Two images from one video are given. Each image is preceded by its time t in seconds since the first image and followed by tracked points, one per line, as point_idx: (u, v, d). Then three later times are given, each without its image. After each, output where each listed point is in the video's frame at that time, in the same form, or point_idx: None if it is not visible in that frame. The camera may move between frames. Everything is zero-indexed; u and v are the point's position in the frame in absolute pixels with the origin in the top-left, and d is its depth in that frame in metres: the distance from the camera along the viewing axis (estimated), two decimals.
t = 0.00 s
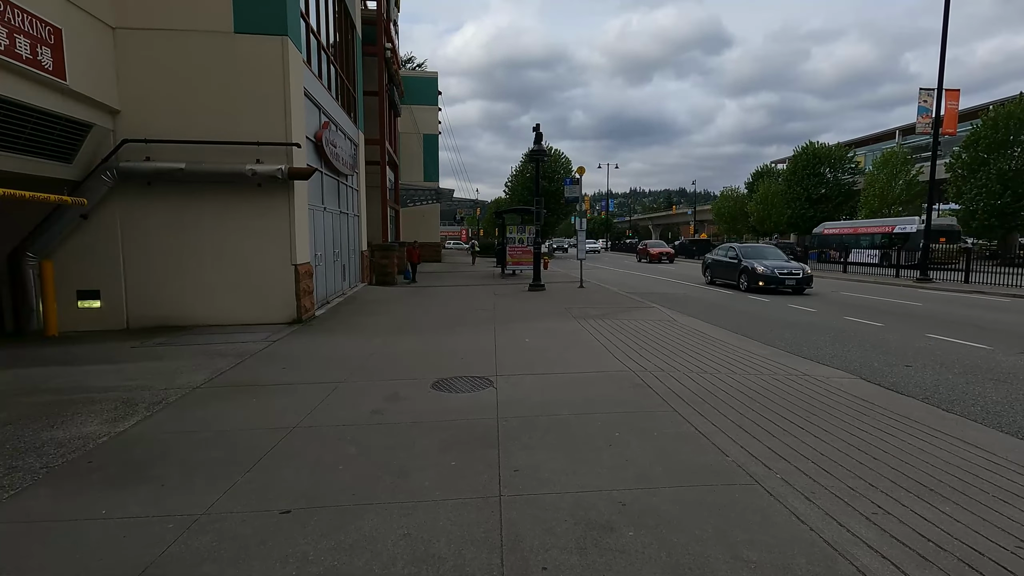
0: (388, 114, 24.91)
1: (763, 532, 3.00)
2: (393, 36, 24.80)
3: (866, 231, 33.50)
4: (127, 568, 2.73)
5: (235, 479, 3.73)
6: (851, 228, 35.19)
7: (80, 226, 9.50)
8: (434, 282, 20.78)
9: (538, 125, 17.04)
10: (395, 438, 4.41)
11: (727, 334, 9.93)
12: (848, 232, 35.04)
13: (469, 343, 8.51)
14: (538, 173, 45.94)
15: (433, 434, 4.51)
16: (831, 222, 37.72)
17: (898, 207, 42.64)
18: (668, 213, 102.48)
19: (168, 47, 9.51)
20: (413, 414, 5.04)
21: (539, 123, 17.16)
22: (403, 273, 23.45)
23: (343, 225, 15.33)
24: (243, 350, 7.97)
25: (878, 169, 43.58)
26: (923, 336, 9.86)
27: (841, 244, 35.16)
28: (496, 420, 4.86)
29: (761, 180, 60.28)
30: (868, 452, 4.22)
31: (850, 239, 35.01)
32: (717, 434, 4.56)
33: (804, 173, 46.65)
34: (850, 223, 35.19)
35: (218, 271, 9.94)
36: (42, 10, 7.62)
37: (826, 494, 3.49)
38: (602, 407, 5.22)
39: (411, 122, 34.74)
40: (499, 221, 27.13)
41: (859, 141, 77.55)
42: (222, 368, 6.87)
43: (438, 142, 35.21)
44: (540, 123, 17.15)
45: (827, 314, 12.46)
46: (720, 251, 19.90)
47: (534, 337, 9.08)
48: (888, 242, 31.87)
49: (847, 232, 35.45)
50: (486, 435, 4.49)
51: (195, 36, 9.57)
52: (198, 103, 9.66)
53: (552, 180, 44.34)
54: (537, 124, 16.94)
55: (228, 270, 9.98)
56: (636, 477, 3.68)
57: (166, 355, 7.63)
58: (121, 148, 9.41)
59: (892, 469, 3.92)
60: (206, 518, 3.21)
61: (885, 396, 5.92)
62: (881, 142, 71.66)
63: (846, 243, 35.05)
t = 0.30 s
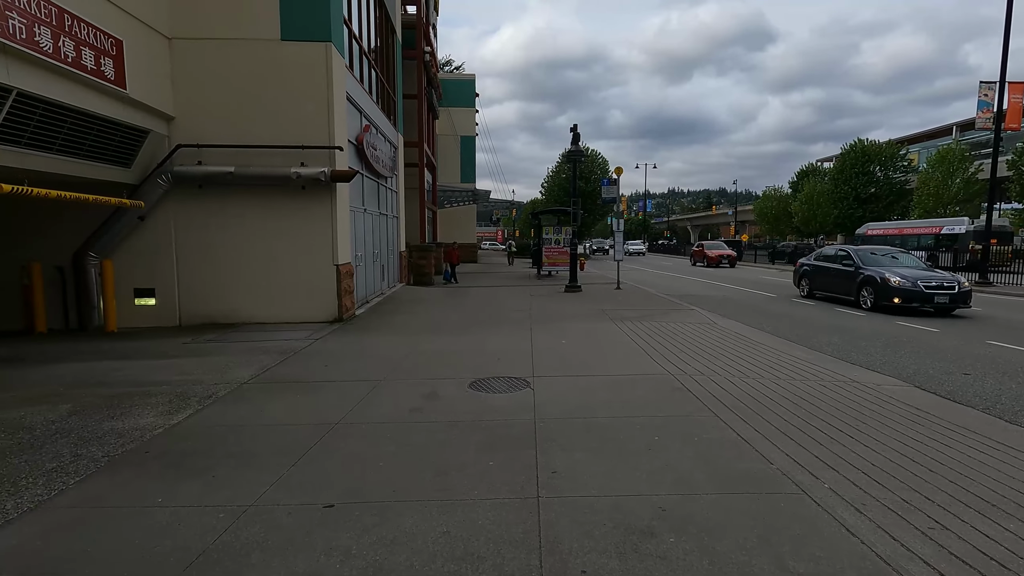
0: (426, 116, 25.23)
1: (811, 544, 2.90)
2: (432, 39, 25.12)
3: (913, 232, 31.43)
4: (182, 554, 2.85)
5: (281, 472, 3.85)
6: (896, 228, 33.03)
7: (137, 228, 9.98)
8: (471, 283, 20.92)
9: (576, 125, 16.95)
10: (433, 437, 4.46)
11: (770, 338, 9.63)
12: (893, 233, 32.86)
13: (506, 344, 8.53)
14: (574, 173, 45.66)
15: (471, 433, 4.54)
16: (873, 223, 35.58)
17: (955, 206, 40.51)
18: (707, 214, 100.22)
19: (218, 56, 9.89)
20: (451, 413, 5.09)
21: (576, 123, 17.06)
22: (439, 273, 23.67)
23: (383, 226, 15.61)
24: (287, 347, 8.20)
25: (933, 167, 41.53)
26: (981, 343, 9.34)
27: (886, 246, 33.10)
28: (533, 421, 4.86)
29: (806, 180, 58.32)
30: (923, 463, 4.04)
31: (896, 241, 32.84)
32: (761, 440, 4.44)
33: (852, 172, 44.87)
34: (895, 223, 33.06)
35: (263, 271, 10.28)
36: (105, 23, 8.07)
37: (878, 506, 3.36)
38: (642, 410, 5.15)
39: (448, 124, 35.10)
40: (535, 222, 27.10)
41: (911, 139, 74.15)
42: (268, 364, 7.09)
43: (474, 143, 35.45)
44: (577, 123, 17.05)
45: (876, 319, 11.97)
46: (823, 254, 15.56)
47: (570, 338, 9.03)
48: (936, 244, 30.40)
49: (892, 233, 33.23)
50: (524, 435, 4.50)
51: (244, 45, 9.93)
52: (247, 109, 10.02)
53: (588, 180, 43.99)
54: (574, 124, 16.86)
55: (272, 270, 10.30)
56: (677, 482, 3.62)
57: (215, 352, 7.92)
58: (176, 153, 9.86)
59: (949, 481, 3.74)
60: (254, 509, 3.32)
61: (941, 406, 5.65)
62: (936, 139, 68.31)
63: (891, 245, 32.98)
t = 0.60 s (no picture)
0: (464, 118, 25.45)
1: (861, 558, 2.80)
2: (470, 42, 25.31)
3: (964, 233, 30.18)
4: (231, 543, 2.97)
5: (324, 467, 3.95)
6: (947, 228, 31.78)
7: (188, 229, 10.42)
8: (506, 283, 20.99)
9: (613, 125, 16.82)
10: (470, 437, 4.50)
11: (815, 343, 9.33)
12: (943, 233, 31.63)
13: (542, 345, 8.52)
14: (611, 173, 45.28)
15: (508, 434, 4.56)
16: (923, 223, 34.35)
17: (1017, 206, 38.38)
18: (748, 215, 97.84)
19: (265, 63, 10.23)
20: (488, 413, 5.12)
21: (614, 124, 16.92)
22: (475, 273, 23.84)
23: (421, 227, 15.82)
24: (328, 345, 8.41)
25: (992, 164, 39.48)
26: None
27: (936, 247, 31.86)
28: (570, 423, 4.84)
29: (853, 179, 56.26)
30: (982, 477, 3.84)
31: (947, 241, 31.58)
32: (806, 448, 4.30)
33: (903, 170, 43.11)
34: (946, 224, 31.83)
35: (306, 271, 10.57)
36: (161, 34, 8.46)
37: (934, 521, 3.20)
38: (680, 415, 5.07)
39: (485, 125, 35.33)
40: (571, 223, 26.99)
41: (969, 135, 70.61)
42: (310, 361, 7.28)
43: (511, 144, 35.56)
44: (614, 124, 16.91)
45: (929, 324, 11.48)
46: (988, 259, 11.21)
47: (607, 340, 8.97)
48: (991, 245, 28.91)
49: (942, 233, 32.00)
50: (560, 437, 4.49)
51: (290, 52, 10.23)
52: (291, 114, 10.33)
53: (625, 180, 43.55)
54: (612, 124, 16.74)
55: (314, 270, 10.58)
56: (718, 489, 3.55)
57: (260, 349, 8.19)
58: (225, 157, 10.26)
59: (1012, 497, 3.54)
60: (298, 502, 3.42)
61: (1002, 417, 5.35)
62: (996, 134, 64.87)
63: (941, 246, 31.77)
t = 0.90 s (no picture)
0: (502, 119, 25.55)
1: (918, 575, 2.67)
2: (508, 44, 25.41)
3: None
4: (279, 534, 3.06)
5: (366, 463, 4.04)
6: (1007, 228, 30.27)
7: (237, 230, 10.81)
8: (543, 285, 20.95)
9: (653, 125, 16.59)
10: (508, 438, 4.51)
11: (865, 349, 8.97)
12: (1002, 234, 30.18)
13: (580, 347, 8.47)
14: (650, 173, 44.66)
15: (546, 436, 4.55)
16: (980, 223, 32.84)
17: None
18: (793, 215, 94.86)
19: (310, 69, 10.53)
20: (525, 414, 5.13)
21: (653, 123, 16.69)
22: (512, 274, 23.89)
23: (459, 228, 15.97)
24: (369, 344, 8.58)
25: None
26: None
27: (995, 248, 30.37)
28: (609, 426, 4.80)
29: (907, 177, 53.85)
30: None
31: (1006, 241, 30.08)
32: (857, 458, 4.14)
33: (963, 168, 41.03)
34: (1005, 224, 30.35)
35: (347, 271, 10.81)
36: (214, 43, 8.82)
37: (997, 538, 3.03)
38: (723, 420, 4.95)
39: (523, 127, 35.38)
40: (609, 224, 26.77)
41: None
42: (351, 360, 7.45)
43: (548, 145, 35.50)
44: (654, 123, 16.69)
45: (991, 330, 10.87)
46: None
47: (646, 343, 8.84)
48: None
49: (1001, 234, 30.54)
50: (599, 440, 4.45)
51: (333, 58, 10.50)
52: (334, 118, 10.60)
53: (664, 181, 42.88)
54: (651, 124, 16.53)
55: (355, 270, 10.81)
56: (763, 498, 3.46)
57: (304, 347, 8.43)
58: (271, 161, 10.62)
59: None
60: (341, 497, 3.51)
61: None
62: None
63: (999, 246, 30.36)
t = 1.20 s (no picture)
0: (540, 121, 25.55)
1: None
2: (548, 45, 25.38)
3: None
4: (325, 529, 3.15)
5: (408, 462, 4.10)
6: None
7: (285, 232, 11.16)
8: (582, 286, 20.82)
9: (695, 125, 16.28)
10: (548, 441, 4.49)
11: (921, 356, 8.55)
12: None
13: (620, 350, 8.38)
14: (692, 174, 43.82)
15: (586, 439, 4.52)
16: None
17: None
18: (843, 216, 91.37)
19: (354, 75, 10.79)
20: (564, 417, 5.10)
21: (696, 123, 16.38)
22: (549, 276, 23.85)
23: (497, 229, 16.04)
24: (409, 344, 8.72)
25: None
26: None
27: None
28: (649, 431, 4.73)
29: (968, 175, 51.10)
30: None
31: None
32: (915, 472, 3.95)
33: None
34: None
35: (389, 272, 11.01)
36: (264, 52, 9.15)
37: None
38: (769, 428, 4.80)
39: (561, 128, 35.28)
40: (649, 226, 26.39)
41: None
42: (393, 359, 7.58)
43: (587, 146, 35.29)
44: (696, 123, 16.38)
45: None
46: None
47: (688, 347, 8.68)
48: None
49: None
50: (640, 445, 4.39)
51: (377, 63, 10.73)
52: (378, 122, 10.83)
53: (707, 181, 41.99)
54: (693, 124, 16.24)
55: (396, 271, 11.01)
56: (814, 510, 3.34)
57: (347, 346, 8.64)
58: (317, 165, 10.93)
59: None
60: (384, 494, 3.57)
61: None
62: None
63: None
